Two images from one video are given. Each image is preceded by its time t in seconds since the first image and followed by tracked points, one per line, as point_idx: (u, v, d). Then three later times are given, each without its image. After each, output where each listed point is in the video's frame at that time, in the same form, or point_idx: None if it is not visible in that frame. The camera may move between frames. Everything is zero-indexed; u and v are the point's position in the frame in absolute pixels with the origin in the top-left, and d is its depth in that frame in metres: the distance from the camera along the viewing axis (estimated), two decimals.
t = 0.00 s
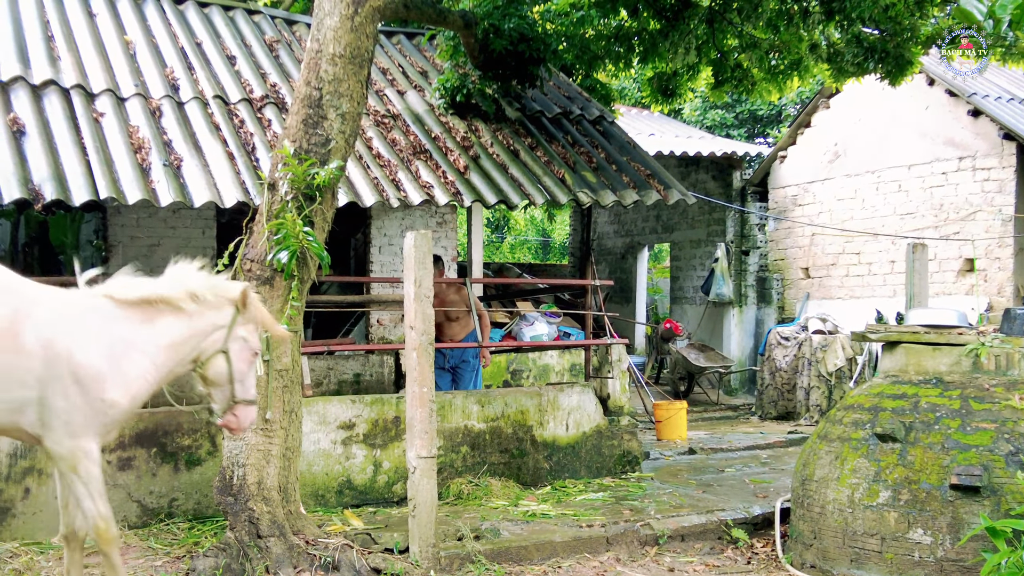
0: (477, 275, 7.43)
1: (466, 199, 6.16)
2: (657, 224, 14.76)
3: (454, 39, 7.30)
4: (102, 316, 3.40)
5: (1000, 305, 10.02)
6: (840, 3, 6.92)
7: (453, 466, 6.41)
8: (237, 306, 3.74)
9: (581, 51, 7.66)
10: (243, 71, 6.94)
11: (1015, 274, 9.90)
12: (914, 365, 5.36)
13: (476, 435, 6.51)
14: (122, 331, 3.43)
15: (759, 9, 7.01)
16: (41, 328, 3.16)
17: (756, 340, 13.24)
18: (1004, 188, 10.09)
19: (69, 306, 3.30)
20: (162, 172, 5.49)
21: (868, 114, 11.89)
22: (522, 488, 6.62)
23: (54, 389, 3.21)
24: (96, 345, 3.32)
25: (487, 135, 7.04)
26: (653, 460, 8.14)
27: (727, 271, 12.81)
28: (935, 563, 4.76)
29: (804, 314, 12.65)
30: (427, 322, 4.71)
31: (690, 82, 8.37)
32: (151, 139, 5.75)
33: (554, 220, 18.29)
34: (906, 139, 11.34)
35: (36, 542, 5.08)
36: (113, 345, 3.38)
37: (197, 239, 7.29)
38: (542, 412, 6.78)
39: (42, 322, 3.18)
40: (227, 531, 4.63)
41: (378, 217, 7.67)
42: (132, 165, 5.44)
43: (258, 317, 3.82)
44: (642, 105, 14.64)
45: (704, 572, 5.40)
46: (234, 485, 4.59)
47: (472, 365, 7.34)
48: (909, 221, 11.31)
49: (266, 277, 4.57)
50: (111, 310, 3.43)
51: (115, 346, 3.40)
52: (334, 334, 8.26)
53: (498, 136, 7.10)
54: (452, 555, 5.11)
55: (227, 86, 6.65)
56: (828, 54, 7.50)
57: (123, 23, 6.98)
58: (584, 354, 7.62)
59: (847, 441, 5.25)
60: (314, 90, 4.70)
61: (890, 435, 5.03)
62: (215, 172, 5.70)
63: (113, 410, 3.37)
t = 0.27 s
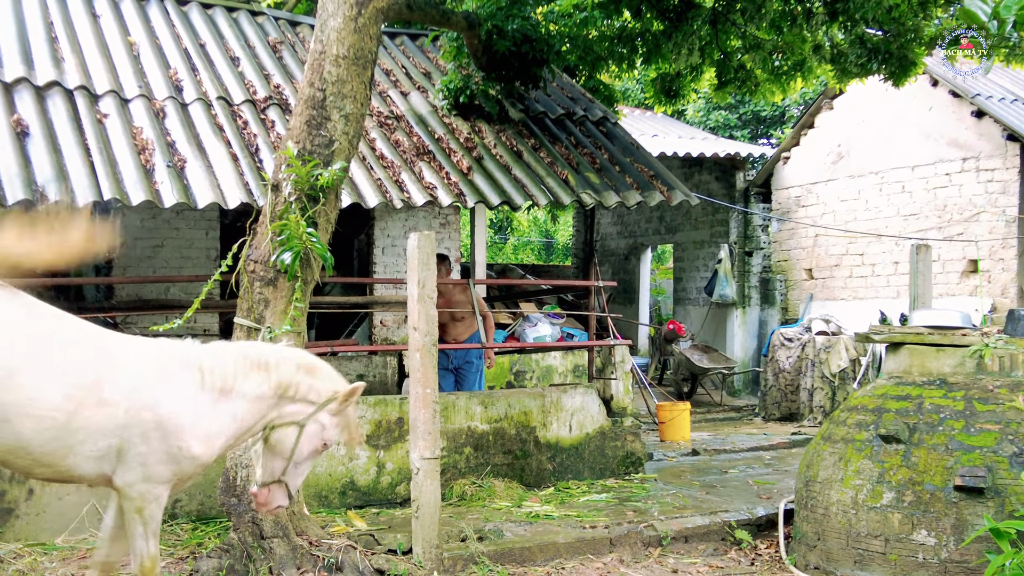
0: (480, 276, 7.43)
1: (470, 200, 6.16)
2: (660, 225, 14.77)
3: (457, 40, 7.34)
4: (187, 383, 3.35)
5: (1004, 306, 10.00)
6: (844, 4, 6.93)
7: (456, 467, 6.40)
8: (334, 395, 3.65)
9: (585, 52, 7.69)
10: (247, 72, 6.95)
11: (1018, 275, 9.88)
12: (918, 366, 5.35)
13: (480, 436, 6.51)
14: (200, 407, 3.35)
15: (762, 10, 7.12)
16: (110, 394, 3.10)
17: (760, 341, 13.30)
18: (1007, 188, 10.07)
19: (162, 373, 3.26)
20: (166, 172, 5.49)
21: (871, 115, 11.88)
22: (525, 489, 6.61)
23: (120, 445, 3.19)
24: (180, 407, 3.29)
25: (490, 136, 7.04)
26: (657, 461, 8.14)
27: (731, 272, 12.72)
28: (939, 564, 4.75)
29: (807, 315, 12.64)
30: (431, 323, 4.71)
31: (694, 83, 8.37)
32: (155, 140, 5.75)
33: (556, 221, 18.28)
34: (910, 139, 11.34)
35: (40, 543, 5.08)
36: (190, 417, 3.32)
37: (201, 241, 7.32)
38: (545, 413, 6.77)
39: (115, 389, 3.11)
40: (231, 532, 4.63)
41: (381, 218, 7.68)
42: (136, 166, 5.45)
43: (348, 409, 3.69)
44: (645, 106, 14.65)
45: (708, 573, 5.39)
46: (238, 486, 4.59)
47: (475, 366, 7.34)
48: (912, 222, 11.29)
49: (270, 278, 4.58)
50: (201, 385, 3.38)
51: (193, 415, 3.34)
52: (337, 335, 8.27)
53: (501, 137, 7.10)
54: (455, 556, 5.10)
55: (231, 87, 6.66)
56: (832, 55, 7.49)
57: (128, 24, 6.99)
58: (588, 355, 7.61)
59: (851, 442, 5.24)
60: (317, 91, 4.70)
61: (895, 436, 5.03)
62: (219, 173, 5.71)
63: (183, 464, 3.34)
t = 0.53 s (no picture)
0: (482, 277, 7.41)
1: (473, 200, 6.15)
2: (663, 226, 14.77)
3: (460, 40, 7.33)
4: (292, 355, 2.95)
5: (1007, 306, 9.99)
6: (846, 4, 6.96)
7: (459, 468, 6.40)
8: (445, 329, 3.07)
9: (586, 52, 7.52)
10: (250, 72, 6.95)
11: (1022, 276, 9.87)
12: (922, 367, 5.32)
13: (483, 437, 6.51)
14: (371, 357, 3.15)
15: (765, 10, 7.18)
16: (220, 438, 2.79)
17: (762, 342, 13.28)
18: (1011, 189, 10.06)
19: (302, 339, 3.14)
20: (169, 173, 5.49)
21: (873, 116, 11.87)
22: (528, 489, 6.61)
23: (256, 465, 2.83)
24: (297, 391, 2.86)
25: (493, 137, 7.04)
26: (660, 461, 8.13)
27: (733, 273, 12.71)
28: (942, 565, 4.74)
29: (810, 316, 12.63)
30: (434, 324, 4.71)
31: (696, 84, 8.36)
32: (158, 140, 5.75)
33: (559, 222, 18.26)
34: (913, 140, 11.33)
35: (42, 544, 5.08)
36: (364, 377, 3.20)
37: (204, 241, 7.34)
38: (548, 413, 6.78)
39: (219, 434, 2.79)
40: (235, 532, 4.64)
41: (383, 218, 7.70)
42: (139, 166, 5.45)
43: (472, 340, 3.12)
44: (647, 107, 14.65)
45: (711, 573, 5.38)
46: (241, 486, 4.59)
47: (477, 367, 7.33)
48: (915, 223, 11.28)
49: (273, 278, 4.58)
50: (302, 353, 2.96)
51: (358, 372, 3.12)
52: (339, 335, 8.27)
53: (504, 137, 7.10)
54: (458, 556, 5.10)
55: (233, 87, 6.67)
56: (834, 54, 7.50)
57: (130, 24, 6.99)
58: (590, 356, 7.61)
59: (854, 443, 5.23)
60: (320, 92, 4.71)
61: (897, 436, 5.03)
62: (222, 173, 5.71)
63: (328, 459, 2.90)
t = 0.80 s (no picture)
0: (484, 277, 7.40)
1: (474, 201, 6.15)
2: (665, 226, 14.77)
3: (462, 41, 7.34)
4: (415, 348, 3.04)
5: (1009, 307, 9.97)
6: (849, 5, 6.91)
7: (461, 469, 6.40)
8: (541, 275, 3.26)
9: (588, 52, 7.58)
10: (252, 73, 6.96)
11: None
12: (924, 367, 5.31)
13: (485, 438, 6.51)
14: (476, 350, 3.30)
15: (767, 10, 7.20)
16: (375, 438, 2.85)
17: (764, 342, 13.16)
18: (1013, 189, 10.05)
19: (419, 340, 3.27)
20: (171, 174, 5.50)
21: (876, 116, 11.87)
22: (530, 490, 6.61)
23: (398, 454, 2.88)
24: (439, 396, 2.94)
25: (495, 138, 7.05)
26: (661, 462, 8.13)
27: (735, 273, 12.78)
28: (944, 566, 4.73)
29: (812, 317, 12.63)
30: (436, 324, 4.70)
31: (699, 84, 8.36)
32: (160, 141, 5.76)
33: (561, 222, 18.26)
34: (915, 140, 11.32)
35: (45, 544, 5.09)
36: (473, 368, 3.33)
37: (206, 242, 7.33)
38: (550, 414, 6.78)
39: (373, 433, 2.85)
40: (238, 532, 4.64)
41: (385, 219, 7.72)
42: (141, 167, 5.45)
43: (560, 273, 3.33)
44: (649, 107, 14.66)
45: (713, 574, 5.38)
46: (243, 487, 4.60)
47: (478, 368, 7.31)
48: (917, 224, 11.27)
49: (274, 279, 4.58)
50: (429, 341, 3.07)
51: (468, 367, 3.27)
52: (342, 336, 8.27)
53: (506, 138, 7.11)
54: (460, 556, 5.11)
55: (235, 88, 6.67)
56: (836, 55, 7.51)
57: (132, 25, 7.00)
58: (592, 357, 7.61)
59: (856, 444, 5.23)
60: (322, 93, 4.72)
61: (899, 437, 5.03)
62: (224, 174, 5.71)
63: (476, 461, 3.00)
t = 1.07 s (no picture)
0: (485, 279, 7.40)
1: (475, 202, 6.15)
2: (666, 227, 14.79)
3: (463, 42, 7.28)
4: (545, 346, 3.00)
5: (1010, 308, 9.97)
6: (850, 6, 6.95)
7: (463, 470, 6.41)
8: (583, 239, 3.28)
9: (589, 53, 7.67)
10: (253, 74, 6.97)
11: None
12: (925, 368, 5.32)
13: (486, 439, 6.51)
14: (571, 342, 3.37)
15: (768, 11, 7.26)
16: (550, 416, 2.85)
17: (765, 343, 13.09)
18: (1013, 191, 10.05)
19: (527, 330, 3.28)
20: (172, 175, 5.50)
21: (876, 117, 11.88)
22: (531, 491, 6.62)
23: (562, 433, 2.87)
24: (575, 370, 2.99)
25: (496, 139, 7.05)
26: (663, 463, 8.14)
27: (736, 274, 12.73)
28: (946, 567, 4.73)
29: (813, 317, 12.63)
30: (437, 325, 4.70)
31: (700, 85, 8.37)
32: (162, 142, 5.76)
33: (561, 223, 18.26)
34: (916, 142, 11.32)
35: (47, 545, 5.10)
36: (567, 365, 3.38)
37: (207, 243, 7.33)
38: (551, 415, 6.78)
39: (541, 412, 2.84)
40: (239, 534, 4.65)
41: (387, 220, 7.74)
42: (142, 168, 5.46)
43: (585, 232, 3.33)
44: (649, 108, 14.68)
45: None
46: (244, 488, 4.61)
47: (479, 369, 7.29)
48: (918, 224, 11.28)
49: (275, 280, 4.58)
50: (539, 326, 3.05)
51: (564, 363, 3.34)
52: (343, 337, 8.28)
53: (507, 139, 7.11)
54: (461, 557, 5.12)
55: (237, 89, 6.68)
56: (838, 56, 7.50)
57: (133, 27, 7.01)
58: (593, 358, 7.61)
59: (857, 445, 5.23)
60: (324, 94, 4.72)
61: (901, 438, 5.03)
62: (225, 176, 5.71)
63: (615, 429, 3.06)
